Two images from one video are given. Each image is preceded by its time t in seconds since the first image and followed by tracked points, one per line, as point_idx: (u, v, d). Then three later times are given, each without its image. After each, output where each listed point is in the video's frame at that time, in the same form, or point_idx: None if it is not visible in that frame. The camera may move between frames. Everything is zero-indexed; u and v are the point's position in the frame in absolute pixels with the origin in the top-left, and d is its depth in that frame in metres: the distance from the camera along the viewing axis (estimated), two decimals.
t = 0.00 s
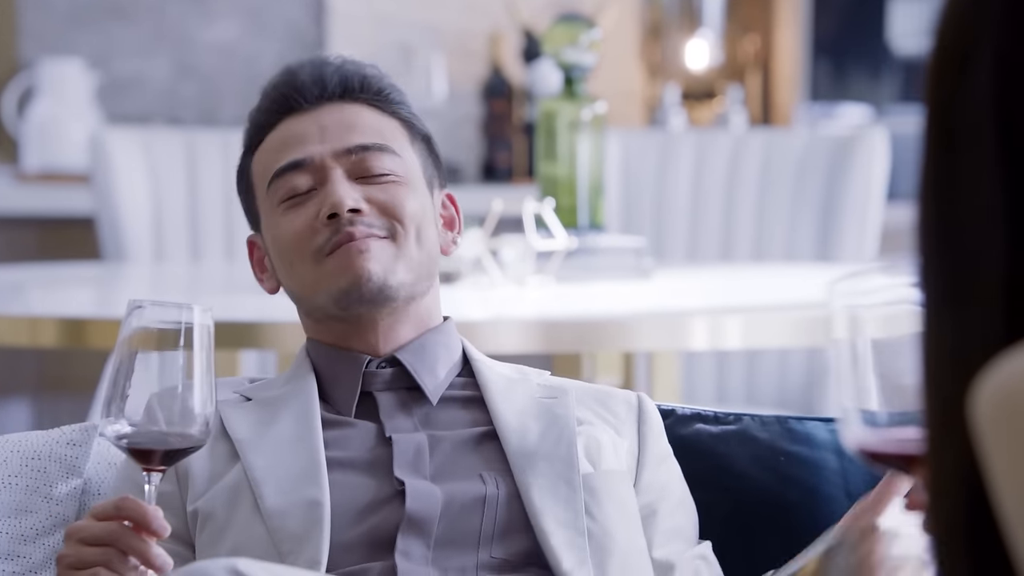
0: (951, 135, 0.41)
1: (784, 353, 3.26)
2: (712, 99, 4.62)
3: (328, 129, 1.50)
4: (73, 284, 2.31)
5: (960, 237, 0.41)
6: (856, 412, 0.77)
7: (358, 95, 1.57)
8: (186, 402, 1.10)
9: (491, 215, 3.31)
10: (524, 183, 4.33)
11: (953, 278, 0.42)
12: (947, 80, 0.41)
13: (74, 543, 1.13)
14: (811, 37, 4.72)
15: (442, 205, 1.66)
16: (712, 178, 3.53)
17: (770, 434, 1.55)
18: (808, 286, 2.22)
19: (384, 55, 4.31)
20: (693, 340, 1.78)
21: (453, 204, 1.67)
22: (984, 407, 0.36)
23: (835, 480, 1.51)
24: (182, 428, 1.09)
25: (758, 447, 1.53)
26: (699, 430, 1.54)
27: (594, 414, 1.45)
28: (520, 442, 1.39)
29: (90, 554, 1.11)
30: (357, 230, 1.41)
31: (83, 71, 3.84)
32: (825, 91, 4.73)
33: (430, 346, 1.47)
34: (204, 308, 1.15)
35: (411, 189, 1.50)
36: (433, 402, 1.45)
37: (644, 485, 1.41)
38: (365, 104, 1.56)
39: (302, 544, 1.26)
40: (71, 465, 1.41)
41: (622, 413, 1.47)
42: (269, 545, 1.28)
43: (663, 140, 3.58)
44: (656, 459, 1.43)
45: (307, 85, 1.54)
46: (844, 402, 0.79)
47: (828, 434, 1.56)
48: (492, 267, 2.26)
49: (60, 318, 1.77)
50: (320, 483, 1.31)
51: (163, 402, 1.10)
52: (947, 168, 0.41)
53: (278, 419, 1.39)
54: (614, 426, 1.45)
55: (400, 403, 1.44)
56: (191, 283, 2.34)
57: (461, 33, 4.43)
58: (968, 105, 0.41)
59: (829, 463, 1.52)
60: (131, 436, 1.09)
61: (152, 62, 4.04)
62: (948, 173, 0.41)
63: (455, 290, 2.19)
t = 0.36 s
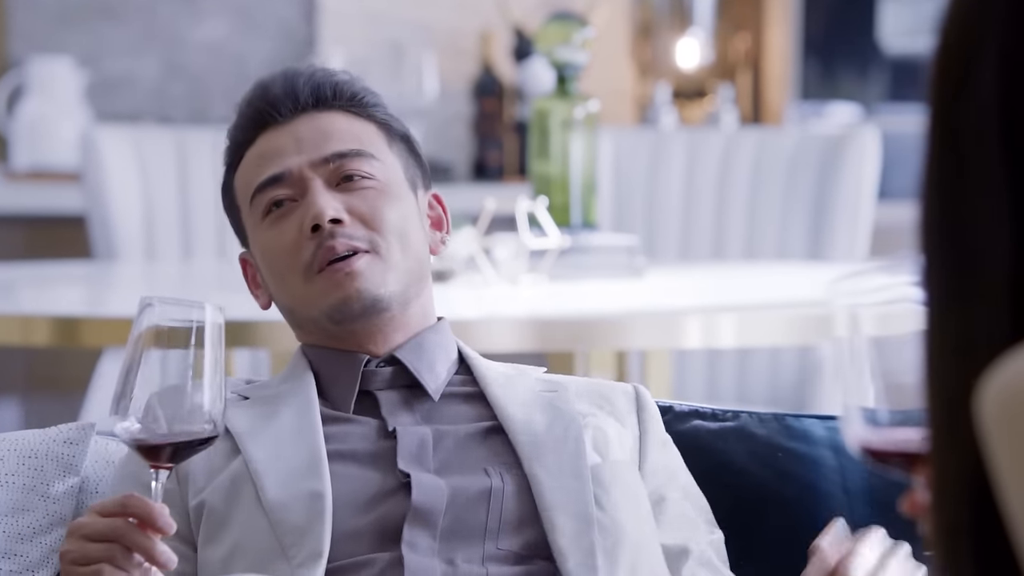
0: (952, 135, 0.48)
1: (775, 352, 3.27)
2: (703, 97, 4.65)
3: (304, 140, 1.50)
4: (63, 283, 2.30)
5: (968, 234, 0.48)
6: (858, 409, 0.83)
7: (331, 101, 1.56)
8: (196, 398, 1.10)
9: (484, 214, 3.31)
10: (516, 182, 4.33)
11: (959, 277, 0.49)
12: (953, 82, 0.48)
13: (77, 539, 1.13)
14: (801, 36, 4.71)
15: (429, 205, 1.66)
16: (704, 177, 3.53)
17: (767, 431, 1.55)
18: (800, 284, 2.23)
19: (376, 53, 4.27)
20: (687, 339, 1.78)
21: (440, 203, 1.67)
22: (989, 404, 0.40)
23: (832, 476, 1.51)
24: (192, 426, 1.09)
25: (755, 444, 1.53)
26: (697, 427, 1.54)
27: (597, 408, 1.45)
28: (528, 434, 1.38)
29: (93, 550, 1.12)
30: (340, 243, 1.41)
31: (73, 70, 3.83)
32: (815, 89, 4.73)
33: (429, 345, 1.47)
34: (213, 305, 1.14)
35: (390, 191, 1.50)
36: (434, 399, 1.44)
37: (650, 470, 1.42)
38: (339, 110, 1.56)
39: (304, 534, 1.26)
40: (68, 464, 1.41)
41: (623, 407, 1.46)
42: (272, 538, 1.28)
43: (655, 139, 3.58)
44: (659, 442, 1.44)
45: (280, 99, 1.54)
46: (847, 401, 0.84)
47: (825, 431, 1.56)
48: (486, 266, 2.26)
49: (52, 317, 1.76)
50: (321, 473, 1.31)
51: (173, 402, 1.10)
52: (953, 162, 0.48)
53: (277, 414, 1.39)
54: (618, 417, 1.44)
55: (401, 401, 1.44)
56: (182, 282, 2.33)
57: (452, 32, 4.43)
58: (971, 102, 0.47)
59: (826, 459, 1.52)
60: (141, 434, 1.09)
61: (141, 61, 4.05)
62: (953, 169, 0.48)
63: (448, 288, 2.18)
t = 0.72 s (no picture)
0: (957, 133, 0.48)
1: (767, 351, 3.32)
2: (696, 96, 4.68)
3: (292, 139, 1.49)
4: (53, 282, 2.30)
5: (972, 238, 0.48)
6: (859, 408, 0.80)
7: (325, 101, 1.56)
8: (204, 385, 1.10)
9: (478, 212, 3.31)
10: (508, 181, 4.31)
11: (964, 282, 0.48)
12: (959, 80, 0.48)
13: (81, 522, 1.14)
14: (793, 35, 4.70)
15: (421, 209, 1.66)
16: (697, 175, 3.53)
17: (765, 429, 1.55)
18: (792, 282, 2.22)
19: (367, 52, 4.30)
20: (681, 337, 1.78)
21: (434, 208, 1.67)
22: (995, 403, 0.39)
23: (830, 474, 1.50)
24: (200, 414, 1.10)
25: (753, 441, 1.53)
26: (694, 424, 1.55)
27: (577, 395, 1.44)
28: (510, 422, 1.39)
29: (96, 532, 1.12)
30: (316, 248, 1.41)
31: (64, 67, 3.83)
32: (806, 88, 4.73)
33: (411, 342, 1.46)
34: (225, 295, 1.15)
35: (374, 198, 1.49)
36: (415, 396, 1.44)
37: (630, 456, 1.40)
38: (332, 109, 1.55)
39: (290, 528, 1.26)
40: (66, 462, 1.41)
41: (606, 390, 1.46)
42: (258, 533, 1.28)
43: (647, 137, 3.58)
44: (640, 431, 1.42)
45: (272, 96, 1.54)
46: (852, 398, 0.81)
47: (824, 428, 1.54)
48: (478, 263, 2.26)
49: (44, 315, 1.76)
50: (306, 467, 1.31)
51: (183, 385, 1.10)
52: (955, 162, 0.48)
53: (262, 412, 1.39)
54: (601, 402, 1.44)
55: (385, 397, 1.44)
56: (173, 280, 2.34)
57: (443, 30, 4.43)
58: (976, 97, 0.47)
59: (824, 457, 1.51)
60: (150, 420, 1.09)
61: (131, 58, 4.04)
62: (958, 168, 0.48)
63: (441, 287, 2.18)
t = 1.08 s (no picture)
0: (967, 130, 0.50)
1: (765, 347, 3.31)
2: (692, 93, 4.78)
3: (299, 137, 1.49)
4: (50, 279, 2.30)
5: (982, 234, 0.49)
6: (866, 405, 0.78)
7: (332, 100, 1.56)
8: (206, 381, 1.09)
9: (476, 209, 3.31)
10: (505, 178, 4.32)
11: (976, 280, 0.49)
12: (968, 79, 0.50)
13: (82, 524, 1.14)
14: (789, 32, 4.67)
15: (426, 208, 1.65)
16: (694, 173, 3.54)
17: (767, 425, 1.54)
18: (790, 279, 2.23)
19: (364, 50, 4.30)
20: (679, 334, 1.78)
21: (440, 208, 1.66)
22: (1006, 401, 0.42)
23: (832, 471, 1.50)
24: (201, 411, 1.09)
25: (755, 438, 1.53)
26: (696, 421, 1.55)
27: (581, 391, 1.44)
28: (513, 418, 1.38)
29: (98, 533, 1.12)
30: (323, 245, 1.40)
31: (60, 64, 3.83)
32: (801, 85, 4.69)
33: (415, 338, 1.47)
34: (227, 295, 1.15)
35: (381, 196, 1.49)
36: (419, 393, 1.44)
37: (632, 451, 1.40)
38: (339, 108, 1.56)
39: (294, 524, 1.26)
40: (68, 459, 1.41)
41: (609, 387, 1.46)
42: (262, 528, 1.27)
43: (644, 135, 3.60)
44: (642, 427, 1.42)
45: (279, 94, 1.54)
46: (860, 397, 0.79)
47: (826, 425, 1.54)
48: (477, 261, 2.26)
49: (44, 312, 1.76)
50: (309, 463, 1.31)
51: (183, 387, 1.10)
52: (964, 160, 0.50)
53: (265, 409, 1.39)
54: (602, 398, 1.44)
55: (388, 393, 1.44)
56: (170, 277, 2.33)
57: (440, 27, 4.45)
58: (985, 97, 0.49)
59: (826, 455, 1.51)
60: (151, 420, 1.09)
61: (128, 54, 4.04)
62: (967, 166, 0.50)
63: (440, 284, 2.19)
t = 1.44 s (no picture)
0: (974, 130, 0.49)
1: (762, 344, 3.30)
2: (688, 90, 4.77)
3: (305, 134, 1.49)
4: (46, 277, 2.30)
5: (990, 234, 0.49)
6: (870, 402, 0.79)
7: (339, 97, 1.55)
8: (213, 381, 1.09)
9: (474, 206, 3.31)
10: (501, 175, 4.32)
11: (984, 279, 0.49)
12: (975, 74, 0.49)
13: (87, 522, 1.13)
14: (785, 29, 4.66)
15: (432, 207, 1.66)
16: (690, 170, 3.54)
17: (768, 422, 1.55)
18: (787, 276, 2.23)
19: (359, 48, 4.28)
20: (677, 332, 1.78)
21: (444, 206, 1.68)
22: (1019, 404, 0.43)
23: (833, 468, 1.50)
24: (209, 412, 1.09)
25: (756, 436, 1.53)
26: (698, 419, 1.55)
27: (584, 390, 1.45)
28: (516, 417, 1.39)
29: (104, 532, 1.11)
30: (327, 242, 1.40)
31: (56, 61, 3.83)
32: (797, 82, 4.68)
33: (417, 336, 1.46)
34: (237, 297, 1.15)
35: (386, 194, 1.49)
36: (422, 391, 1.44)
37: (634, 450, 1.40)
38: (346, 105, 1.55)
39: (296, 522, 1.26)
40: (70, 456, 1.42)
41: (611, 386, 1.46)
42: (264, 527, 1.27)
43: (641, 132, 3.59)
44: (643, 426, 1.42)
45: (286, 90, 1.53)
46: (862, 393, 0.80)
47: (827, 422, 1.55)
48: (474, 258, 2.27)
49: (41, 310, 1.76)
50: (312, 462, 1.31)
51: (191, 385, 1.10)
52: (971, 156, 0.49)
53: (268, 407, 1.39)
54: (604, 396, 1.44)
55: (390, 391, 1.44)
56: (166, 274, 2.33)
57: (435, 24, 4.44)
58: (993, 92, 0.48)
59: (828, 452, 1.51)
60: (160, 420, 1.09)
61: (122, 51, 4.02)
62: (976, 164, 0.49)
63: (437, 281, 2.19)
